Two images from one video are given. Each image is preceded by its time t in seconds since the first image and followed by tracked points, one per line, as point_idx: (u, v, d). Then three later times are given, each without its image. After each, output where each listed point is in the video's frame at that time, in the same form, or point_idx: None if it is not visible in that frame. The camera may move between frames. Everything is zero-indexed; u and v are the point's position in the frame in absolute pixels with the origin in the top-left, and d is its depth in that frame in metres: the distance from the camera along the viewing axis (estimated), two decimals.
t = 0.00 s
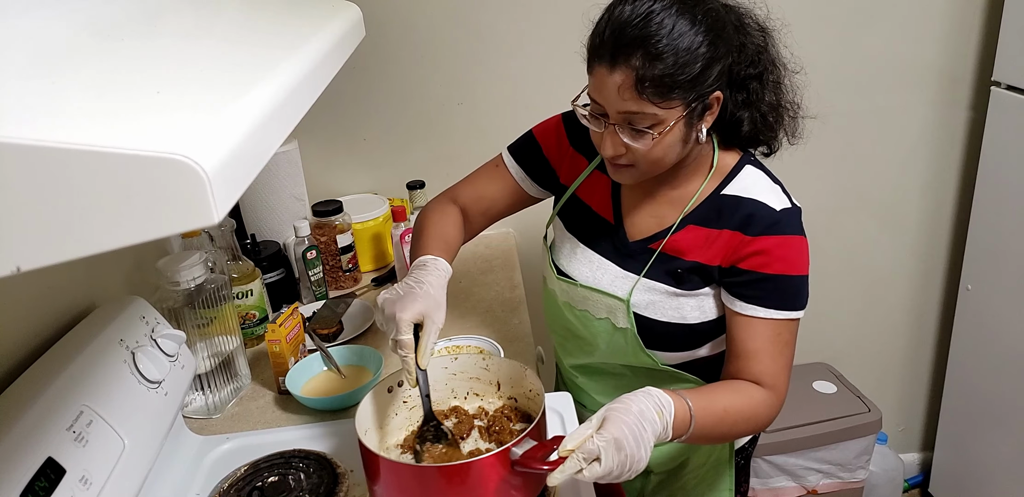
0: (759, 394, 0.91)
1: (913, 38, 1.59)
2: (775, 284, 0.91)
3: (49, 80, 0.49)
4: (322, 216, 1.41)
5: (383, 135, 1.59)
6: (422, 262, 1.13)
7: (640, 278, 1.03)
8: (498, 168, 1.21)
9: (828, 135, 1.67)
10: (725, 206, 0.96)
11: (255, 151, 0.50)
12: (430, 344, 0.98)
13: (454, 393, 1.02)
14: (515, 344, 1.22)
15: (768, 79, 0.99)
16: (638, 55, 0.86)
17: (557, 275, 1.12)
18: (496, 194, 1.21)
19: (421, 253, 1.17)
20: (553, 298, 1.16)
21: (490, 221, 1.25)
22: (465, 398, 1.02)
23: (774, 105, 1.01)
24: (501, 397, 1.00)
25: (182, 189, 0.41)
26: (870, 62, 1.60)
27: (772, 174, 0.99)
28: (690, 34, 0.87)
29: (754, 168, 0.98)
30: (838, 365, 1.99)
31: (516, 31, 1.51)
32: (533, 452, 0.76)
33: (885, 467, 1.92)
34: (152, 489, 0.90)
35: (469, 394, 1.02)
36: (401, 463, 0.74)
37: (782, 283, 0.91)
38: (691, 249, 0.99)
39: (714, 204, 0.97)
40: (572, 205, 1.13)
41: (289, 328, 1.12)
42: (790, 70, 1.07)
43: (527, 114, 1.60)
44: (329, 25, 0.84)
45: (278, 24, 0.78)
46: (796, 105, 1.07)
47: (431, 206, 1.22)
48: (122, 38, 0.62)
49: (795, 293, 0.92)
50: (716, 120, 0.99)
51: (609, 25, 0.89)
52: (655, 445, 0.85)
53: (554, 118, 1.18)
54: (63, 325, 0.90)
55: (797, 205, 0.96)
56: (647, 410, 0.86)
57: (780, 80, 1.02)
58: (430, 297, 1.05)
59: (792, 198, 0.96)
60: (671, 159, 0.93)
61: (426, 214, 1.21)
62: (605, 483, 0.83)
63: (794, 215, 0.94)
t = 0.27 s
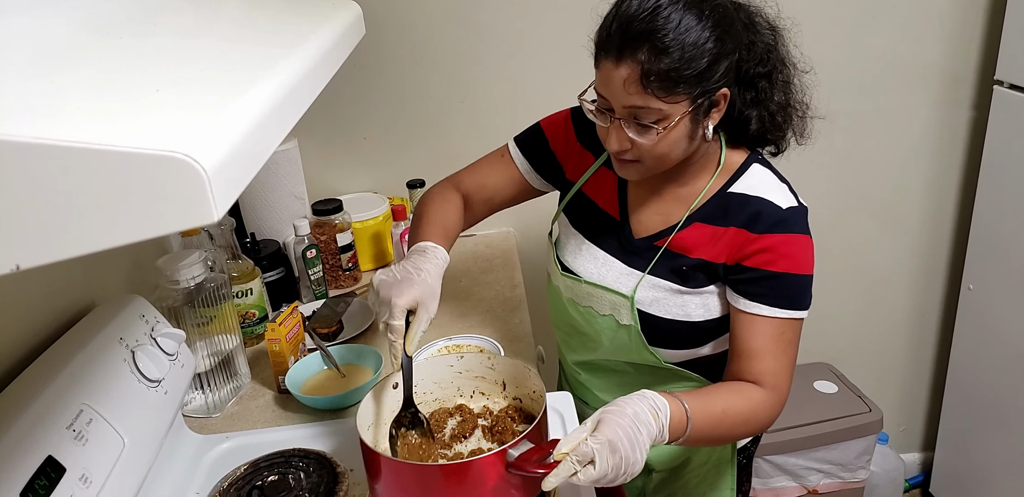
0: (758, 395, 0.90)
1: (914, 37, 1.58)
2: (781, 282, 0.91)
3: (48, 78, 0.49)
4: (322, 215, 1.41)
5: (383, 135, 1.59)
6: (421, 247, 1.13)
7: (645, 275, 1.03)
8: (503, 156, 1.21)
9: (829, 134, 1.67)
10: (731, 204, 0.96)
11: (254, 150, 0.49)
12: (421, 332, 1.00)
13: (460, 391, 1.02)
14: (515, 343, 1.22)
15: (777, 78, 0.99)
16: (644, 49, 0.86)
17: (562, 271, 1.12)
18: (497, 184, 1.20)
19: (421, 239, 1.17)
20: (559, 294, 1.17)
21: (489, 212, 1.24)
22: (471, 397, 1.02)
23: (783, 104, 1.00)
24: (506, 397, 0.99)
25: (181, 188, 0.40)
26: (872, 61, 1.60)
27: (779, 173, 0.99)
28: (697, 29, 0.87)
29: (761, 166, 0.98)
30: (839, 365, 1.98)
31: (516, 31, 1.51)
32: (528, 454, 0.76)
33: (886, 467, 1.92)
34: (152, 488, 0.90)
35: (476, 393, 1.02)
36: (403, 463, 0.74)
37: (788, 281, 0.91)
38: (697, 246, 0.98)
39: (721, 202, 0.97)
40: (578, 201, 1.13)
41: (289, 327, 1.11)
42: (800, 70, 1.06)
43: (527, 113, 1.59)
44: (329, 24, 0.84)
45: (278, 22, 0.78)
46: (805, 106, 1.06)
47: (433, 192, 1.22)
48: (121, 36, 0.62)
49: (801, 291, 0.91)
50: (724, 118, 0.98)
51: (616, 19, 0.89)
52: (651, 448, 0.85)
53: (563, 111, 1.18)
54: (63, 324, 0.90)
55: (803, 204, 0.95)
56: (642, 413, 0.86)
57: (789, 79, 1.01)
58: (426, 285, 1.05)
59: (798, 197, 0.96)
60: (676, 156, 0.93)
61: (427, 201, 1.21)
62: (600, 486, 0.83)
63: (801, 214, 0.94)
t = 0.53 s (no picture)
0: (755, 398, 0.89)
1: (914, 36, 1.58)
2: (779, 281, 0.91)
3: (50, 79, 0.49)
4: (323, 216, 1.40)
5: (383, 135, 1.59)
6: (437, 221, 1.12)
7: (645, 274, 1.03)
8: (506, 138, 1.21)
9: (829, 134, 1.67)
10: (730, 204, 0.96)
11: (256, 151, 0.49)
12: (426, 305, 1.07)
13: (466, 390, 1.03)
14: (516, 343, 1.22)
15: (779, 82, 0.99)
16: (643, 53, 0.86)
17: (564, 269, 1.13)
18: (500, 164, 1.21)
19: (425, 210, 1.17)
20: (561, 292, 1.17)
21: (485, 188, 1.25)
22: (477, 395, 1.03)
23: (784, 107, 1.00)
24: (512, 397, 0.99)
25: (182, 189, 0.41)
26: (871, 61, 1.60)
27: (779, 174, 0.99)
28: (697, 33, 0.87)
29: (761, 167, 0.98)
30: (839, 364, 1.99)
31: (516, 31, 1.51)
32: (520, 458, 0.76)
33: (886, 466, 1.92)
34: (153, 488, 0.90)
35: (483, 392, 1.02)
36: (404, 462, 0.74)
37: (785, 281, 0.90)
38: (696, 246, 0.99)
39: (720, 202, 0.97)
40: (579, 199, 1.13)
41: (290, 327, 1.12)
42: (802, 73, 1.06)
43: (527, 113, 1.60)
44: (330, 24, 0.84)
45: (279, 23, 0.78)
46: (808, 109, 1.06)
47: (433, 164, 1.21)
48: (122, 37, 0.62)
49: (800, 291, 0.91)
50: (724, 121, 0.99)
51: (617, 21, 0.89)
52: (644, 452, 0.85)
53: (570, 104, 1.18)
54: (65, 324, 0.90)
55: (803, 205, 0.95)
56: (636, 416, 0.86)
57: (791, 82, 1.01)
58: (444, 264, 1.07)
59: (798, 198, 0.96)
60: (675, 157, 0.93)
61: (427, 175, 1.21)
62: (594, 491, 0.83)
63: (800, 214, 0.94)
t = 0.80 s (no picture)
0: (750, 401, 0.88)
1: (914, 36, 1.58)
2: (773, 282, 0.90)
3: (50, 79, 0.49)
4: (323, 216, 1.40)
5: (383, 135, 1.59)
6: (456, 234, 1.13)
7: (639, 272, 1.03)
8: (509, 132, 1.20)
9: (829, 134, 1.67)
10: (727, 205, 0.96)
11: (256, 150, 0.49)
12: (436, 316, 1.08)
13: (472, 388, 1.03)
14: (516, 343, 1.22)
15: (779, 84, 0.99)
16: (640, 57, 0.86)
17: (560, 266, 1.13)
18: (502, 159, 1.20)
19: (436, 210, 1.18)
20: (557, 289, 1.17)
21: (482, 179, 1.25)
22: (483, 395, 1.03)
23: (784, 109, 1.00)
24: (515, 397, 0.99)
25: (181, 189, 0.40)
26: (871, 61, 1.60)
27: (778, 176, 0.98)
28: (696, 37, 0.86)
29: (759, 168, 0.98)
30: (839, 364, 1.99)
31: (517, 31, 1.51)
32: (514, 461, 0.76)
33: (886, 466, 1.92)
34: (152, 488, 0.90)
35: (488, 392, 1.02)
36: (404, 463, 0.74)
37: (780, 282, 0.90)
38: (692, 245, 0.99)
39: (717, 202, 0.97)
40: (579, 197, 1.14)
41: (290, 328, 1.12)
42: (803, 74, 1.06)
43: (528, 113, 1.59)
44: (330, 24, 0.84)
45: (279, 23, 0.78)
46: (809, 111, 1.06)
47: (433, 157, 1.20)
48: (122, 37, 0.62)
49: (796, 293, 0.90)
50: (724, 123, 0.99)
51: (616, 24, 0.89)
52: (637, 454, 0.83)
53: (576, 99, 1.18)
54: (65, 324, 0.90)
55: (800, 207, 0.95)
56: (628, 419, 0.84)
57: (792, 84, 1.01)
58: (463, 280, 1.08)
59: (795, 200, 0.96)
60: (673, 160, 0.93)
61: (428, 168, 1.20)
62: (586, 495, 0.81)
63: (797, 216, 0.94)
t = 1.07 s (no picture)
0: (746, 404, 0.88)
1: (915, 36, 1.58)
2: (773, 284, 0.90)
3: (50, 78, 0.49)
4: (322, 215, 1.41)
5: (383, 134, 1.59)
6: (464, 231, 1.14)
7: (638, 272, 1.03)
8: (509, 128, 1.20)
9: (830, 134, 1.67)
10: (727, 206, 0.96)
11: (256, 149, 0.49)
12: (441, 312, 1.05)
13: (478, 388, 1.02)
14: (516, 342, 1.22)
15: (783, 86, 0.99)
16: (645, 62, 0.86)
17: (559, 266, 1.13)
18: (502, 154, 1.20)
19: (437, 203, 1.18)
20: (557, 288, 1.17)
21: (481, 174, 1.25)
22: (488, 394, 1.02)
23: (787, 112, 1.00)
24: (519, 398, 0.98)
25: (182, 187, 0.40)
26: (872, 61, 1.60)
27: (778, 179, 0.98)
28: (702, 42, 0.86)
29: (760, 170, 0.98)
30: (839, 364, 1.99)
31: (517, 30, 1.51)
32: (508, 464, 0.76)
33: (886, 466, 1.92)
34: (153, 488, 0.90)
35: (494, 391, 1.02)
36: (406, 463, 0.75)
37: (780, 284, 0.90)
38: (692, 246, 0.99)
39: (717, 203, 0.97)
40: (579, 196, 1.14)
41: (291, 326, 1.12)
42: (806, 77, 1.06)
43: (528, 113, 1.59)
44: (331, 23, 0.84)
45: (279, 22, 0.78)
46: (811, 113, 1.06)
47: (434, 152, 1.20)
48: (123, 36, 0.62)
49: (795, 295, 0.90)
50: (726, 125, 0.99)
51: (620, 28, 0.88)
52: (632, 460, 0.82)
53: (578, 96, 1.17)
54: (65, 323, 0.90)
55: (800, 209, 0.95)
56: (623, 424, 0.84)
57: (795, 86, 1.01)
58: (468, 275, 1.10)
59: (795, 202, 0.96)
60: (675, 163, 0.94)
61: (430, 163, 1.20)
62: None
63: (797, 218, 0.93)
